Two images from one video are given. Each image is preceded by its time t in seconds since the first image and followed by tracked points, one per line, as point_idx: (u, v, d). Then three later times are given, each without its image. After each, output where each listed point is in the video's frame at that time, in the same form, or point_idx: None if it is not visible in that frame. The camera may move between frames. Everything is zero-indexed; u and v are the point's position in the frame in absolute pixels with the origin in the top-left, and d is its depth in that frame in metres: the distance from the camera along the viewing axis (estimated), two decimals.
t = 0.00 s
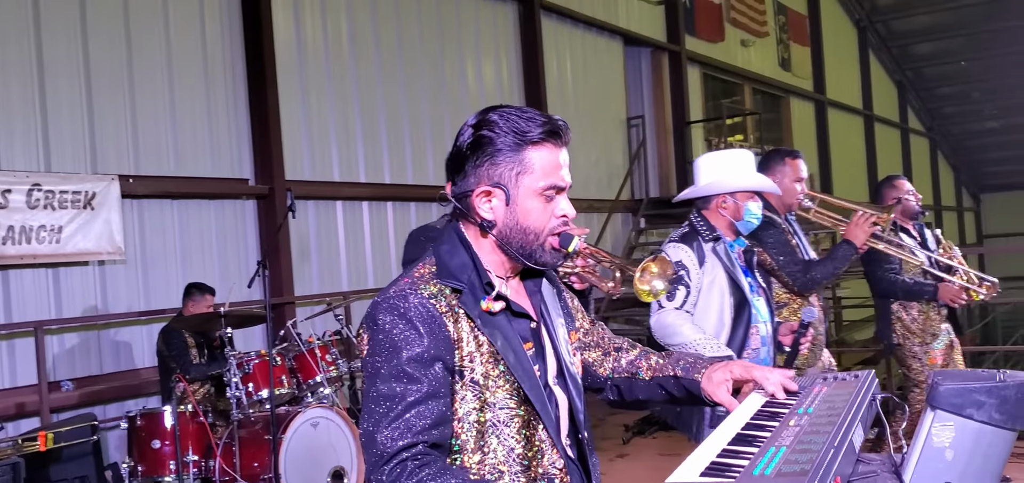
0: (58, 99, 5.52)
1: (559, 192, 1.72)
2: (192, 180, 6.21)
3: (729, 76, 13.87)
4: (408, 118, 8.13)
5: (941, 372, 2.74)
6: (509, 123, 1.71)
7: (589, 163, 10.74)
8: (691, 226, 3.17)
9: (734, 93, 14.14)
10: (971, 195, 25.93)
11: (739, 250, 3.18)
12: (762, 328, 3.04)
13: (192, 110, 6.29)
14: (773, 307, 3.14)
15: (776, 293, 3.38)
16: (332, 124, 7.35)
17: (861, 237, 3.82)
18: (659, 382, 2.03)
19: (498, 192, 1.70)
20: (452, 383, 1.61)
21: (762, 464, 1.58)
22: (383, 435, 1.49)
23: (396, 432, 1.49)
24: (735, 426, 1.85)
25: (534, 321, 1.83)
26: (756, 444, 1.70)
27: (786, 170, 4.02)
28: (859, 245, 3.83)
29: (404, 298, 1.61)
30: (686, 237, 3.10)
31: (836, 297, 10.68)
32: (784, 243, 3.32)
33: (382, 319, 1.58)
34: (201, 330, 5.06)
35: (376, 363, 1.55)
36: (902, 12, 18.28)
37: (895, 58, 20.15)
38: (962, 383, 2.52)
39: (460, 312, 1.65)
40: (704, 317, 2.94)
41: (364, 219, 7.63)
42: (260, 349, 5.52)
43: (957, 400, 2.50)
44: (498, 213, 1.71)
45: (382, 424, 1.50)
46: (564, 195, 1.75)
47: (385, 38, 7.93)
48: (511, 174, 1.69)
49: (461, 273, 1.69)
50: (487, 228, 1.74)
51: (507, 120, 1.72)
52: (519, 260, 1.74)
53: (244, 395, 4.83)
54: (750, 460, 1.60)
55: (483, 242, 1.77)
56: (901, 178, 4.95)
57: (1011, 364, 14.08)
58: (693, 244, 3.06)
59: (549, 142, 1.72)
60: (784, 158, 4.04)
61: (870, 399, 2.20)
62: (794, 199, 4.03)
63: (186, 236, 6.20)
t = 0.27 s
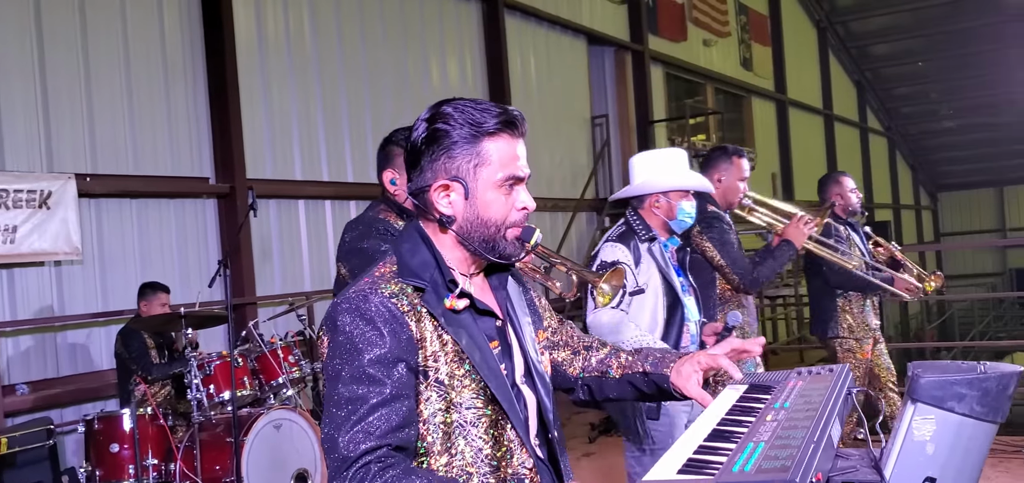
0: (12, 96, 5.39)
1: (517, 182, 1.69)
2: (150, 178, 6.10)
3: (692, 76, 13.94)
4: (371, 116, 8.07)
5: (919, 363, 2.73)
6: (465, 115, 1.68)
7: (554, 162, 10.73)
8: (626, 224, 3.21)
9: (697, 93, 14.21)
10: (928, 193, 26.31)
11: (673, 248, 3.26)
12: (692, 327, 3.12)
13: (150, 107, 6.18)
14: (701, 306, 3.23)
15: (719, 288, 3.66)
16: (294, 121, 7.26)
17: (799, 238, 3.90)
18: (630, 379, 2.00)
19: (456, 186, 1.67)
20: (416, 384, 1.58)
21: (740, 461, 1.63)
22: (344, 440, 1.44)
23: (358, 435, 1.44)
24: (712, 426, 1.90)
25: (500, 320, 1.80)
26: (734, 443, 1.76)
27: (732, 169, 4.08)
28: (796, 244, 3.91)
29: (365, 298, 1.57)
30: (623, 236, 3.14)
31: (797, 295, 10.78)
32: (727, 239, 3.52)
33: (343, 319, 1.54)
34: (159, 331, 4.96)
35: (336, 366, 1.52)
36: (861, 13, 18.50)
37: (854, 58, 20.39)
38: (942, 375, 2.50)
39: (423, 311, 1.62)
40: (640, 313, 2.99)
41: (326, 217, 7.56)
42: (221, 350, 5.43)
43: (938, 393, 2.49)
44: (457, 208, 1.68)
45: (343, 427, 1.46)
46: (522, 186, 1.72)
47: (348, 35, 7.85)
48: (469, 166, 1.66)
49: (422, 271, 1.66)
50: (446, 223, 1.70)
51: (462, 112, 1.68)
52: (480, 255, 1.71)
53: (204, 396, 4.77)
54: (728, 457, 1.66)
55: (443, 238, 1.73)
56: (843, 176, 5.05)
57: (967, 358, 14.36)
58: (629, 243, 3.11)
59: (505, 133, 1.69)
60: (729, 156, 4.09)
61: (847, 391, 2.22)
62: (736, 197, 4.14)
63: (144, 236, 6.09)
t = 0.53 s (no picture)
0: None
1: (479, 187, 1.69)
2: (112, 176, 6.00)
3: (659, 73, 13.96)
4: (337, 113, 7.99)
5: (898, 355, 3.10)
6: (426, 118, 1.67)
7: (522, 160, 10.69)
8: (567, 218, 3.39)
9: (664, 90, 14.23)
10: (892, 190, 26.60)
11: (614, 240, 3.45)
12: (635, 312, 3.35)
13: (112, 104, 6.07)
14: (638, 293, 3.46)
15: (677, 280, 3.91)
16: (259, 118, 7.17)
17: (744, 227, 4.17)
18: (602, 376, 1.98)
19: (416, 189, 1.66)
20: (379, 391, 1.57)
21: (719, 454, 1.63)
22: (310, 450, 1.45)
23: (326, 445, 1.45)
24: (688, 419, 1.89)
25: (465, 323, 1.77)
26: (712, 435, 1.76)
27: (676, 165, 4.40)
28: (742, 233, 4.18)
29: (324, 306, 1.57)
30: (565, 230, 3.32)
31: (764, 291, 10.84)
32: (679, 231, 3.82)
33: (302, 329, 1.54)
34: (123, 331, 4.86)
35: (299, 375, 1.51)
36: (825, 11, 18.66)
37: (818, 56, 20.56)
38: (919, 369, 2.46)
39: (385, 317, 1.61)
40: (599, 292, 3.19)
41: (292, 215, 7.48)
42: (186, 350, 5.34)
43: (918, 386, 2.87)
44: (417, 211, 1.67)
45: (309, 438, 1.46)
46: (484, 191, 1.71)
47: (314, 30, 7.77)
48: (429, 170, 1.65)
49: (383, 276, 1.64)
50: (406, 227, 1.69)
51: (423, 113, 1.68)
52: (442, 260, 1.70)
53: (170, 398, 4.70)
54: (707, 451, 1.67)
55: (403, 243, 1.71)
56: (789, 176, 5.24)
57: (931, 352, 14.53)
58: (573, 235, 3.29)
59: (466, 137, 1.69)
60: (673, 154, 4.42)
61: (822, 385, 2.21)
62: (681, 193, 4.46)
63: (106, 235, 5.98)
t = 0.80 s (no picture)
0: None
1: (450, 177, 1.67)
2: (81, 162, 5.91)
3: (633, 58, 13.95)
4: (310, 97, 7.91)
5: (876, 337, 2.66)
6: (397, 104, 1.63)
7: (497, 144, 10.65)
8: (528, 202, 3.48)
9: (639, 75, 14.22)
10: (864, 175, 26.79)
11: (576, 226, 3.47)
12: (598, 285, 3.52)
13: (80, 88, 5.97)
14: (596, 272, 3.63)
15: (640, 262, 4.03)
16: (231, 103, 7.09)
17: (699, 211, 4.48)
18: (577, 364, 1.96)
19: (384, 177, 1.64)
20: (351, 383, 1.54)
21: (698, 437, 1.62)
22: (282, 443, 1.42)
23: (296, 439, 1.42)
24: (666, 401, 1.88)
25: (438, 311, 1.76)
26: (690, 417, 1.75)
27: (635, 149, 4.45)
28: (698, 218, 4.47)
29: (292, 297, 1.54)
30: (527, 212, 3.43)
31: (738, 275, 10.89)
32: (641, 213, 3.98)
33: (270, 321, 1.50)
34: (95, 317, 4.80)
35: (268, 368, 1.48)
36: None
37: (792, 41, 20.63)
38: (901, 347, 2.43)
39: (354, 308, 1.58)
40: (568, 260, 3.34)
41: (265, 200, 7.41)
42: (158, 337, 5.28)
43: (897, 365, 2.42)
44: (385, 200, 1.66)
45: (281, 430, 1.43)
46: (456, 181, 1.69)
47: (285, 13, 7.68)
48: (398, 158, 1.63)
49: (352, 266, 1.62)
50: (374, 216, 1.67)
51: (394, 99, 1.64)
52: (411, 250, 1.70)
53: (141, 385, 4.64)
54: (685, 433, 1.65)
55: (370, 232, 1.70)
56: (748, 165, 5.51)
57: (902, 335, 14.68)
58: (534, 214, 3.42)
59: (438, 125, 1.65)
60: (632, 139, 4.46)
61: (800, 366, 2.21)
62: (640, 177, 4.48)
63: (76, 221, 5.89)
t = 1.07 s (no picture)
0: None
1: (442, 150, 1.67)
2: (77, 140, 5.89)
3: (630, 32, 13.88)
4: (306, 74, 7.87)
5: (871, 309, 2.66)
6: (384, 80, 1.63)
7: (494, 120, 10.61)
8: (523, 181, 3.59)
9: (636, 50, 14.16)
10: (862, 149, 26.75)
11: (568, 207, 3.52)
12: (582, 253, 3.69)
13: (74, 66, 5.94)
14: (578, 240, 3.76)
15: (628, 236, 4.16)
16: (226, 80, 7.06)
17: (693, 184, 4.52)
18: (571, 341, 1.97)
19: (376, 155, 1.64)
20: (348, 362, 1.55)
21: (693, 411, 1.63)
22: (280, 421, 1.43)
23: (292, 418, 1.43)
24: (661, 378, 1.89)
25: (434, 288, 1.76)
26: (684, 393, 1.76)
27: (627, 127, 4.45)
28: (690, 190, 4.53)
29: (287, 277, 1.54)
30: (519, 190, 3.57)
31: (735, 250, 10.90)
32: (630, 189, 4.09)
33: (266, 302, 1.51)
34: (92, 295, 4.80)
35: (266, 349, 1.49)
36: None
37: (790, 15, 20.53)
38: (896, 322, 2.44)
39: (350, 288, 1.59)
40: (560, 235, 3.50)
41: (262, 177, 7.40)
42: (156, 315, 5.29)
43: (892, 339, 2.43)
44: (379, 178, 1.66)
45: (278, 409, 1.44)
46: (448, 153, 1.69)
47: None
48: (389, 135, 1.63)
49: (348, 246, 1.62)
50: (369, 195, 1.68)
51: (380, 76, 1.63)
52: (408, 227, 1.69)
53: (141, 362, 4.66)
54: (679, 409, 1.66)
55: (366, 211, 1.70)
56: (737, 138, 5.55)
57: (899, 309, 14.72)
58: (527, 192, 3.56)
59: (426, 99, 1.65)
60: (624, 116, 4.45)
61: (796, 340, 2.22)
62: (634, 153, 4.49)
63: (73, 199, 5.89)
